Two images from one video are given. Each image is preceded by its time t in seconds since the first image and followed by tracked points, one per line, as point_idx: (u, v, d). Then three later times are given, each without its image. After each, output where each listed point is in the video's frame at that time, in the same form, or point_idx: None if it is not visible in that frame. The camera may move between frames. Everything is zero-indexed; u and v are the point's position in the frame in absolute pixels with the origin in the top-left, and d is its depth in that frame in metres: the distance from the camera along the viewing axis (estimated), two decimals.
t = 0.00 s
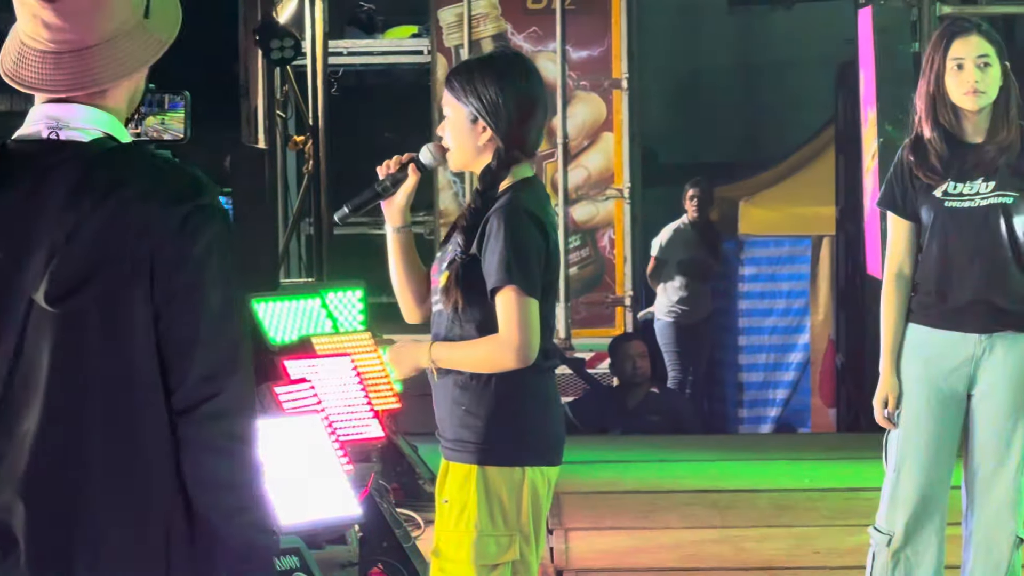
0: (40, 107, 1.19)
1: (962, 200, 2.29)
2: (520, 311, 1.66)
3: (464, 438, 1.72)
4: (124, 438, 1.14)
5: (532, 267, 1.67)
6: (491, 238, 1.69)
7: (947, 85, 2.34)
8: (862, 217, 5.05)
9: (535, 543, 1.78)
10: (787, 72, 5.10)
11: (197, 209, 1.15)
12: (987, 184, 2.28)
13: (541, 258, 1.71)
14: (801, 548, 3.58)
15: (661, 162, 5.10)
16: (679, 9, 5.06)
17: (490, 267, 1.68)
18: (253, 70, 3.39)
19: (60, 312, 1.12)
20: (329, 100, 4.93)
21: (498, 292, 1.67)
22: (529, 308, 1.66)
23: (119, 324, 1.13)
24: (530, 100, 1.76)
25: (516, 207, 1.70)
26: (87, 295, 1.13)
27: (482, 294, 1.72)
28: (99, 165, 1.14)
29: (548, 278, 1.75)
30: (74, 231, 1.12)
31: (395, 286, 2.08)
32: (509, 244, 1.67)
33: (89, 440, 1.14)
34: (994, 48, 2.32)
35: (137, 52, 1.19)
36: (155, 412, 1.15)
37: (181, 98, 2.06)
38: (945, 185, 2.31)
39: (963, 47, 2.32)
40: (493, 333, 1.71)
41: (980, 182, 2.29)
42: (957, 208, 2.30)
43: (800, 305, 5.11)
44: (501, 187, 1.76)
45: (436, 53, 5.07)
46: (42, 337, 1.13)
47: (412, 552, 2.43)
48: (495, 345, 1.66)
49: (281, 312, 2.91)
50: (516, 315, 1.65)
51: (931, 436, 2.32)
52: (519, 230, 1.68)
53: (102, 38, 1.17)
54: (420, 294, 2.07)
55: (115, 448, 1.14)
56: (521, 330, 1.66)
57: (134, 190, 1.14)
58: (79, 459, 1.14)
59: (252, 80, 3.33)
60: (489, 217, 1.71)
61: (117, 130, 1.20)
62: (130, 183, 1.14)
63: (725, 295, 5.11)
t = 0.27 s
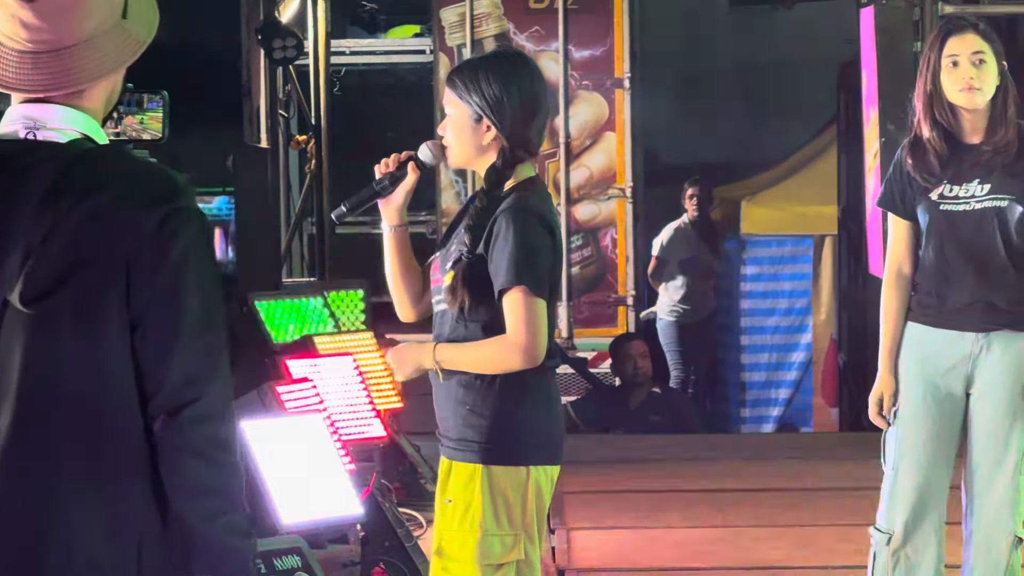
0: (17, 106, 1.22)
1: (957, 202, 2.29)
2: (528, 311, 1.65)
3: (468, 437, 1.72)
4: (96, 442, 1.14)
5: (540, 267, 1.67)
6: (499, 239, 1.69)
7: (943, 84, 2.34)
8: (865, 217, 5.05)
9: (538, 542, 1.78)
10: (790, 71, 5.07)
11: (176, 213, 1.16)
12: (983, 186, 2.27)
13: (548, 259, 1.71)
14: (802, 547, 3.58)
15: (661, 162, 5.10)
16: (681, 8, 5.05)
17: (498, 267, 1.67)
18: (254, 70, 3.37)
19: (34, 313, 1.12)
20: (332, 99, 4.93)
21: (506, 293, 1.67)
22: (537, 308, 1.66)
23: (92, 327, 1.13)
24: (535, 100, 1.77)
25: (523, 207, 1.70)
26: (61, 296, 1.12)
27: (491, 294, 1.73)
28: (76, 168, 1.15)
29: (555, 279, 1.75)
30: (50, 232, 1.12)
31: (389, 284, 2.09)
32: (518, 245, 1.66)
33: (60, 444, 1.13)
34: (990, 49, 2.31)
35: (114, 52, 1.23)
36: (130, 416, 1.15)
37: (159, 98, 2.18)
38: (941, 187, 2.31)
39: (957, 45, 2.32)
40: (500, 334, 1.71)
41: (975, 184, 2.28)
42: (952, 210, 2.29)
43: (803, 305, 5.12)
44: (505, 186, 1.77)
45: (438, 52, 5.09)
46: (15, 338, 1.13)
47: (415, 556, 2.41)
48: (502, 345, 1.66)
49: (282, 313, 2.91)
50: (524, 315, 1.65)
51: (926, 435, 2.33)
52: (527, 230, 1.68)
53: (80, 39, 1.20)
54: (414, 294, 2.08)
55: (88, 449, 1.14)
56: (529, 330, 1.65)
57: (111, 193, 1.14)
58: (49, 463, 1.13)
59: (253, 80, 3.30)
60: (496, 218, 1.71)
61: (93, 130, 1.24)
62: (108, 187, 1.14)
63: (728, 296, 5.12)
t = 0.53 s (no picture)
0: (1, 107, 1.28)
1: (939, 207, 2.29)
2: (539, 314, 1.66)
3: (476, 437, 1.72)
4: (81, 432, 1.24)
5: (551, 269, 1.69)
6: (511, 240, 1.68)
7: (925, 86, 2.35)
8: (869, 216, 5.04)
9: (548, 540, 1.78)
10: (795, 71, 5.06)
11: (158, 215, 1.25)
12: (961, 192, 2.26)
13: (559, 261, 1.72)
14: (805, 547, 3.58)
15: (665, 159, 5.11)
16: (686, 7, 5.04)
17: (510, 269, 1.67)
18: (258, 72, 3.36)
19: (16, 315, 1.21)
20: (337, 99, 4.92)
21: (518, 294, 1.67)
22: (548, 310, 1.67)
23: (80, 325, 1.23)
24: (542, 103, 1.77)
25: (533, 208, 1.70)
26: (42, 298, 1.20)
27: (500, 296, 1.72)
28: (56, 175, 1.23)
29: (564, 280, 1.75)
30: (31, 238, 1.21)
31: (385, 280, 2.08)
32: (531, 247, 1.66)
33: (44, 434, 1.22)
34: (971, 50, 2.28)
35: (95, 54, 1.29)
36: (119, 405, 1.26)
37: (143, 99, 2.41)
38: (925, 192, 2.32)
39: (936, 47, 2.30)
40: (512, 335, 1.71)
41: (955, 189, 2.27)
42: (934, 216, 2.30)
43: (807, 306, 5.11)
44: (511, 188, 1.76)
45: (442, 52, 5.10)
46: None
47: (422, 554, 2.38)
48: (514, 347, 1.67)
49: (286, 312, 2.89)
50: (536, 317, 1.66)
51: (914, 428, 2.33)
52: (539, 231, 1.68)
53: (62, 40, 1.26)
54: (411, 292, 2.08)
55: (78, 439, 1.24)
56: (539, 333, 1.67)
57: (90, 197, 1.22)
58: (32, 451, 1.22)
59: (257, 82, 3.29)
60: (506, 218, 1.70)
61: (73, 132, 1.30)
62: (88, 191, 1.23)
63: (731, 295, 5.12)
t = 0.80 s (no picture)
0: None
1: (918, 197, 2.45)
2: (551, 316, 1.66)
3: (486, 438, 1.71)
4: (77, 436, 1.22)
5: (563, 270, 1.68)
6: (523, 241, 1.68)
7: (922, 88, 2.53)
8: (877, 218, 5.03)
9: (556, 541, 1.77)
10: (802, 75, 5.08)
11: (157, 217, 1.23)
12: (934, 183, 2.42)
13: (570, 262, 1.71)
14: (812, 549, 3.56)
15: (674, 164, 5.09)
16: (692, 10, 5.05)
17: (524, 270, 1.67)
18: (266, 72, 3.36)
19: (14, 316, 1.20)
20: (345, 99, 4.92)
21: (530, 296, 1.67)
22: (560, 312, 1.67)
23: (78, 327, 1.21)
24: (549, 103, 1.76)
25: (544, 209, 1.69)
26: (40, 300, 1.20)
27: (511, 298, 1.72)
28: (54, 175, 1.20)
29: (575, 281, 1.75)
30: (26, 240, 1.18)
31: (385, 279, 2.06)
32: (545, 249, 1.66)
33: (42, 436, 1.21)
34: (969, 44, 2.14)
35: (90, 54, 1.26)
36: (119, 411, 1.24)
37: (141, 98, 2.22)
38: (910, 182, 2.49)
39: (930, 42, 2.17)
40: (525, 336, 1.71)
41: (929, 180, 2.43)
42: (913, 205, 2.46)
43: (814, 307, 5.09)
44: (522, 190, 1.73)
45: (450, 52, 5.09)
46: None
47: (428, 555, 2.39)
48: (525, 348, 1.66)
49: (294, 312, 2.88)
50: (548, 319, 1.66)
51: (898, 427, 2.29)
52: (551, 233, 1.67)
53: (57, 40, 1.24)
54: (412, 291, 2.06)
55: (74, 443, 1.22)
56: (551, 334, 1.66)
57: (89, 199, 1.20)
58: (31, 457, 1.21)
59: (264, 81, 3.29)
60: (518, 220, 1.69)
61: (70, 134, 1.27)
62: (86, 192, 1.20)
63: (739, 297, 5.10)
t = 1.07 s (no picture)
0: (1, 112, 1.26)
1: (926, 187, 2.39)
2: (568, 319, 1.66)
3: (499, 441, 1.70)
4: (91, 438, 1.21)
5: (581, 273, 1.67)
6: (542, 246, 1.67)
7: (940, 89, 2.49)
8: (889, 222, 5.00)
9: (569, 544, 1.76)
10: (812, 78, 5.06)
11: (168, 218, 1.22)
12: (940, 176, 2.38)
13: (586, 266, 1.70)
14: (823, 553, 3.54)
15: (685, 168, 5.07)
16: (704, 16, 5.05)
17: (543, 274, 1.66)
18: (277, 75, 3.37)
19: (25, 320, 1.19)
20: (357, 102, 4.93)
21: (547, 301, 1.66)
22: (577, 315, 1.66)
23: (91, 328, 1.20)
24: (564, 103, 1.77)
25: (560, 213, 1.69)
26: (53, 302, 1.19)
27: (528, 302, 1.71)
28: (66, 177, 1.20)
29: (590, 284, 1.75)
30: (40, 243, 1.18)
31: (395, 286, 2.06)
32: (564, 252, 1.65)
33: (54, 439, 1.20)
34: (962, 53, 2.14)
35: (95, 55, 1.27)
36: (133, 414, 1.24)
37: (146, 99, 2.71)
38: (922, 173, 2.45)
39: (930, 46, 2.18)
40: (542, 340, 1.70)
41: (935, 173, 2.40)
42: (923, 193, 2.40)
43: (825, 311, 5.07)
44: (537, 194, 1.72)
45: (462, 55, 5.09)
46: (8, 343, 1.20)
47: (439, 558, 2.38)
48: (541, 352, 1.65)
49: (305, 316, 2.91)
50: (565, 322, 1.66)
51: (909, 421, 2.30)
52: (569, 236, 1.67)
53: (62, 42, 1.24)
54: (419, 295, 2.05)
55: (85, 447, 1.21)
56: (568, 337, 1.66)
57: (102, 200, 1.20)
58: (41, 461, 1.20)
59: (275, 83, 3.30)
60: (538, 223, 1.69)
61: (76, 136, 1.27)
62: (99, 193, 1.20)
63: (750, 301, 5.07)
